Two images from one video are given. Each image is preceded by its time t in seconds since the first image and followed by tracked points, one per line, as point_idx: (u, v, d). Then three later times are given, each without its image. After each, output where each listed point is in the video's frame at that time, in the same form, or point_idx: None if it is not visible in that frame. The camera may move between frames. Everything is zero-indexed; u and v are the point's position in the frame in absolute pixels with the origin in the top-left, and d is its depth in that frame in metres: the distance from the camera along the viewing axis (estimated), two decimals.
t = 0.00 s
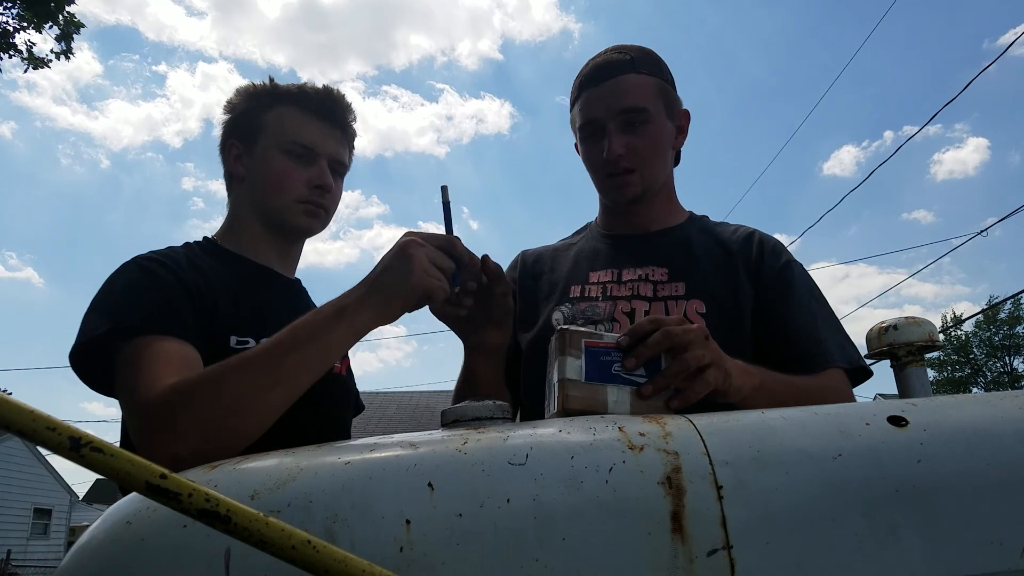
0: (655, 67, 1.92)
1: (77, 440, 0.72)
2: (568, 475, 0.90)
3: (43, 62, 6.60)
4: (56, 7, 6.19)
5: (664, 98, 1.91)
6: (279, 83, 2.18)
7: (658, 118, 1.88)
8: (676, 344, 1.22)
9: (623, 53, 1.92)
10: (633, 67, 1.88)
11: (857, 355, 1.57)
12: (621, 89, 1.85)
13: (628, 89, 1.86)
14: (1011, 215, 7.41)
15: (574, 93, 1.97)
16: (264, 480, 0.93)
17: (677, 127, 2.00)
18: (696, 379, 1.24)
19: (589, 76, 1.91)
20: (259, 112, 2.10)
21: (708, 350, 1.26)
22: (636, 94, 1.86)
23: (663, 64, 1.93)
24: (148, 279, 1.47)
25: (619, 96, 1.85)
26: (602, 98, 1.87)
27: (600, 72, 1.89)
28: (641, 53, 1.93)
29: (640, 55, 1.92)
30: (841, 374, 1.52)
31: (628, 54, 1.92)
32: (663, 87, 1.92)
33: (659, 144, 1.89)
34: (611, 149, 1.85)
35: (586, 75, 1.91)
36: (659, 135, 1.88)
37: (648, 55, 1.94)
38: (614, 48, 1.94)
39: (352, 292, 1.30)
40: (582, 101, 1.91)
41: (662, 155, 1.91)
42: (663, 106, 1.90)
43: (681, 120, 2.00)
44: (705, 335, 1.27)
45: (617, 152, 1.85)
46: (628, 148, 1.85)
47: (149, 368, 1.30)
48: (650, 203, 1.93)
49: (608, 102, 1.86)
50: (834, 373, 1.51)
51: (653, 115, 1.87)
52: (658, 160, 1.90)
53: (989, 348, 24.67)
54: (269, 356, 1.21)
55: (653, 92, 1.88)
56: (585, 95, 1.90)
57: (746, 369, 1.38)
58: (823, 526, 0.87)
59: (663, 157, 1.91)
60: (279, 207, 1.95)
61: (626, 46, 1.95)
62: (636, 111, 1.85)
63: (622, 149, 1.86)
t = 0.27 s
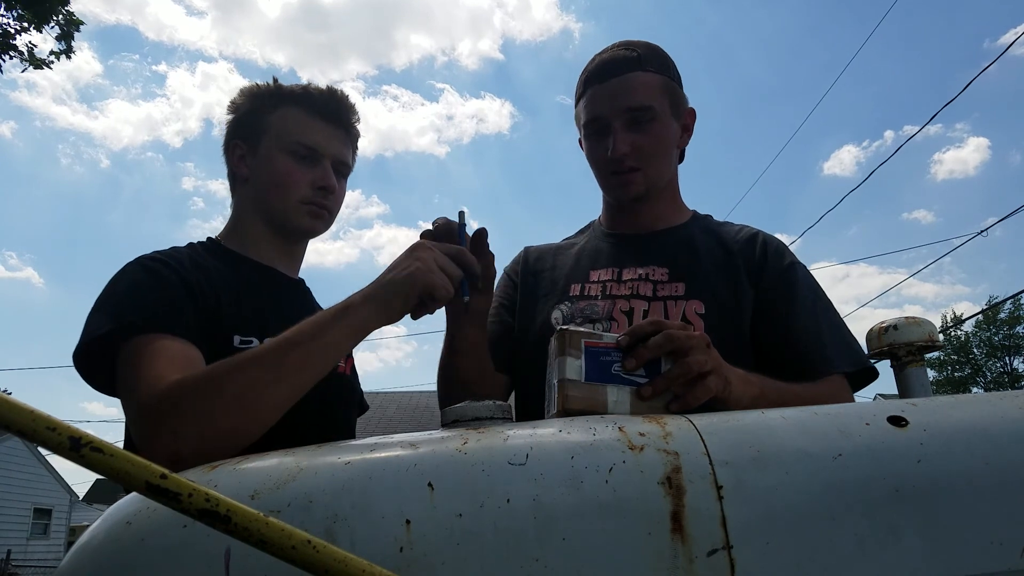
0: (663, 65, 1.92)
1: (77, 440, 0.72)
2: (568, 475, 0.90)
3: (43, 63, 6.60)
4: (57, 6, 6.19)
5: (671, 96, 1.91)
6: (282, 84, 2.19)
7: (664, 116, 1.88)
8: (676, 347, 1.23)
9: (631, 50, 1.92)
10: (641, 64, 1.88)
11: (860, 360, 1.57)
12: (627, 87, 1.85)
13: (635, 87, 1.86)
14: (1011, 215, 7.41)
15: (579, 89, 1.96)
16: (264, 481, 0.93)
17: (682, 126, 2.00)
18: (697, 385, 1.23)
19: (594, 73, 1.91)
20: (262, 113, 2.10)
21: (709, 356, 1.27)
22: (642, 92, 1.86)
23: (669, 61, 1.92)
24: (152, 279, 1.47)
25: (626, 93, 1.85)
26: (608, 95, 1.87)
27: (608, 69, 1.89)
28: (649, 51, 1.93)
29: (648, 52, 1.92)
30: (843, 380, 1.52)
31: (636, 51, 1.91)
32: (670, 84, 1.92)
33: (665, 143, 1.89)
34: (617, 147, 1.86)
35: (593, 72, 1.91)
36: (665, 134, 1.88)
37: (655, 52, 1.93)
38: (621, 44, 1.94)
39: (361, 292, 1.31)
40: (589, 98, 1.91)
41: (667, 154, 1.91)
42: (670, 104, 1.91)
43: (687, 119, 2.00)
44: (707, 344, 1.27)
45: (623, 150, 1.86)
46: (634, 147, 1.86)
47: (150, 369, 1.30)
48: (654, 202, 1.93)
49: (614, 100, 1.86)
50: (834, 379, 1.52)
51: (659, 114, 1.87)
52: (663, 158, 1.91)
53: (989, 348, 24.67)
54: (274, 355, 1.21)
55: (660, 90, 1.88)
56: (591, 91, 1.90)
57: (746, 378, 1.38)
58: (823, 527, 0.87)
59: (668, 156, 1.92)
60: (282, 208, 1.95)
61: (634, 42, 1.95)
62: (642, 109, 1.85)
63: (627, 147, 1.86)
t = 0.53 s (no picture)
0: (686, 66, 1.90)
1: (77, 440, 0.72)
2: (568, 475, 0.90)
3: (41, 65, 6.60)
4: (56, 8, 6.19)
5: (691, 99, 1.90)
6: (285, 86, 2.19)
7: (684, 120, 1.87)
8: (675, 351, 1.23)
9: (656, 48, 1.89)
10: (666, 65, 1.85)
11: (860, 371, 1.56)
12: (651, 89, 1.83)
13: (659, 89, 1.84)
14: (1011, 216, 7.43)
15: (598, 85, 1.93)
16: (264, 481, 0.93)
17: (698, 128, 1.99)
18: (695, 391, 1.23)
19: (617, 70, 1.87)
20: (266, 114, 2.11)
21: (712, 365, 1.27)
22: (666, 94, 1.84)
23: (692, 62, 1.90)
24: (158, 279, 1.48)
25: (649, 94, 1.83)
26: (630, 94, 1.85)
27: (632, 66, 1.85)
28: (673, 50, 1.91)
29: (672, 51, 1.90)
30: (842, 389, 1.51)
31: (661, 50, 1.89)
32: (691, 87, 1.90)
33: (682, 147, 1.89)
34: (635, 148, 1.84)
35: (615, 67, 1.87)
36: (683, 138, 1.88)
37: (676, 53, 1.91)
38: (644, 40, 1.91)
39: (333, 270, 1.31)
40: (609, 94, 1.88)
41: (683, 157, 1.91)
42: (690, 107, 1.89)
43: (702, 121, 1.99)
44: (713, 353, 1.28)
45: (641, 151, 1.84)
46: (652, 149, 1.85)
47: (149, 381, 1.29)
48: (666, 205, 1.93)
49: (637, 100, 1.84)
50: (834, 389, 1.50)
51: (681, 117, 1.86)
52: (679, 162, 1.90)
53: (989, 348, 24.68)
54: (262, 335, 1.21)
55: (681, 93, 1.86)
56: (613, 89, 1.87)
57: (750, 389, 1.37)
58: (823, 527, 0.87)
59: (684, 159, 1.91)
60: (283, 211, 1.95)
61: (658, 39, 1.92)
62: (664, 113, 1.84)
63: (646, 148, 1.85)
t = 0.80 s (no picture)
0: (683, 66, 1.88)
1: (77, 440, 0.72)
2: (568, 475, 0.90)
3: (39, 66, 6.59)
4: (53, 10, 6.20)
5: (688, 99, 1.89)
6: (299, 90, 2.20)
7: (681, 121, 1.86)
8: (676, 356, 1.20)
9: (651, 47, 1.87)
10: (662, 66, 1.83)
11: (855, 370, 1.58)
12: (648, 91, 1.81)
13: (656, 91, 1.82)
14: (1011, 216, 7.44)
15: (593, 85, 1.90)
16: (264, 481, 0.93)
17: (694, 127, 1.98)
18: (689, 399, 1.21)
19: (612, 72, 1.85)
20: (277, 119, 2.12)
21: (715, 375, 1.24)
22: (663, 96, 1.83)
23: (689, 62, 1.89)
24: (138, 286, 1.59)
25: (645, 97, 1.82)
26: (626, 97, 1.83)
27: (627, 67, 1.84)
28: (669, 49, 1.89)
29: (668, 50, 1.88)
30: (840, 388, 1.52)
31: (657, 49, 1.87)
32: (688, 87, 1.89)
33: (679, 149, 1.88)
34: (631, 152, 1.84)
35: (610, 69, 1.86)
36: (680, 140, 1.87)
37: (672, 50, 1.89)
38: (639, 39, 1.88)
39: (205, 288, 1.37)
40: (605, 95, 1.86)
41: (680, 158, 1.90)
42: (686, 108, 1.88)
43: (699, 120, 1.99)
44: (720, 366, 1.25)
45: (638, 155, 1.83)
46: (649, 153, 1.84)
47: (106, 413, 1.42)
48: (664, 208, 1.93)
49: (633, 102, 1.83)
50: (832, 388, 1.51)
51: (677, 119, 1.85)
52: (676, 163, 1.90)
53: (989, 348, 24.68)
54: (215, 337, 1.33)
55: (677, 94, 1.85)
56: (609, 91, 1.85)
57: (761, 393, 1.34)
58: (823, 526, 0.87)
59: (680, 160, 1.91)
60: (290, 216, 1.95)
61: (653, 36, 1.90)
62: (660, 115, 1.83)
63: (642, 152, 1.84)
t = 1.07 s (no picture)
0: (623, 70, 1.85)
1: (77, 440, 0.72)
2: (568, 475, 0.90)
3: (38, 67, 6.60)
4: (52, 10, 6.20)
5: (635, 102, 1.87)
6: (298, 95, 2.34)
7: (631, 128, 1.85)
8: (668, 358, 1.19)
9: (589, 60, 1.83)
10: (602, 80, 1.81)
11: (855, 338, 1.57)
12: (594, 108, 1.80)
13: (601, 107, 1.81)
14: (1010, 216, 7.44)
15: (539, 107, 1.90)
16: (264, 481, 0.93)
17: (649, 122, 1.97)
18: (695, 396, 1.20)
19: (554, 93, 1.83)
20: (279, 126, 2.25)
21: (718, 370, 1.23)
22: (608, 111, 1.81)
23: (627, 64, 1.86)
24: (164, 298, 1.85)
25: (591, 117, 1.81)
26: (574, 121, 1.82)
27: (568, 89, 1.81)
28: (605, 56, 1.85)
29: (604, 58, 1.84)
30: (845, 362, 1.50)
31: (595, 60, 1.83)
32: (633, 90, 1.87)
33: (635, 154, 1.89)
34: (592, 172, 1.85)
35: (552, 92, 1.84)
36: (634, 145, 1.87)
37: (604, 53, 1.86)
38: (574, 53, 1.85)
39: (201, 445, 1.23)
40: (552, 121, 1.85)
41: (640, 161, 1.90)
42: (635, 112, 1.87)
43: (653, 113, 1.98)
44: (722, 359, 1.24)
45: (599, 174, 1.85)
46: (608, 169, 1.86)
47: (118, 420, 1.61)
48: (637, 210, 1.93)
49: (581, 124, 1.82)
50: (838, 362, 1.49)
51: (626, 128, 1.84)
52: (637, 168, 1.90)
53: (989, 348, 24.69)
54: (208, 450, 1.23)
55: (625, 101, 1.84)
56: (554, 114, 1.84)
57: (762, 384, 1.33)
58: (823, 526, 0.87)
59: (641, 162, 1.91)
60: (298, 220, 2.10)
61: (586, 44, 1.86)
62: (611, 129, 1.82)
63: (602, 169, 1.85)
